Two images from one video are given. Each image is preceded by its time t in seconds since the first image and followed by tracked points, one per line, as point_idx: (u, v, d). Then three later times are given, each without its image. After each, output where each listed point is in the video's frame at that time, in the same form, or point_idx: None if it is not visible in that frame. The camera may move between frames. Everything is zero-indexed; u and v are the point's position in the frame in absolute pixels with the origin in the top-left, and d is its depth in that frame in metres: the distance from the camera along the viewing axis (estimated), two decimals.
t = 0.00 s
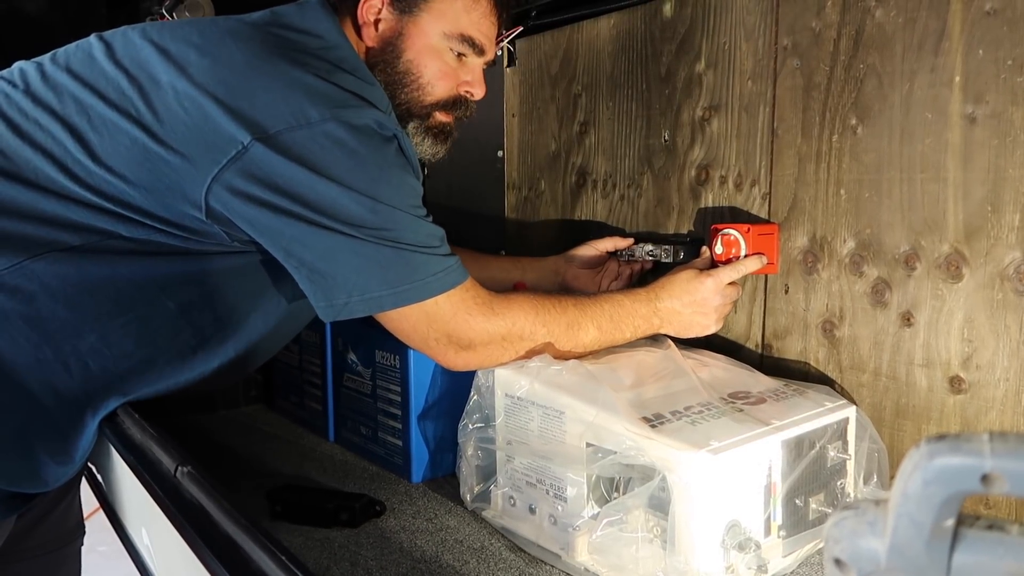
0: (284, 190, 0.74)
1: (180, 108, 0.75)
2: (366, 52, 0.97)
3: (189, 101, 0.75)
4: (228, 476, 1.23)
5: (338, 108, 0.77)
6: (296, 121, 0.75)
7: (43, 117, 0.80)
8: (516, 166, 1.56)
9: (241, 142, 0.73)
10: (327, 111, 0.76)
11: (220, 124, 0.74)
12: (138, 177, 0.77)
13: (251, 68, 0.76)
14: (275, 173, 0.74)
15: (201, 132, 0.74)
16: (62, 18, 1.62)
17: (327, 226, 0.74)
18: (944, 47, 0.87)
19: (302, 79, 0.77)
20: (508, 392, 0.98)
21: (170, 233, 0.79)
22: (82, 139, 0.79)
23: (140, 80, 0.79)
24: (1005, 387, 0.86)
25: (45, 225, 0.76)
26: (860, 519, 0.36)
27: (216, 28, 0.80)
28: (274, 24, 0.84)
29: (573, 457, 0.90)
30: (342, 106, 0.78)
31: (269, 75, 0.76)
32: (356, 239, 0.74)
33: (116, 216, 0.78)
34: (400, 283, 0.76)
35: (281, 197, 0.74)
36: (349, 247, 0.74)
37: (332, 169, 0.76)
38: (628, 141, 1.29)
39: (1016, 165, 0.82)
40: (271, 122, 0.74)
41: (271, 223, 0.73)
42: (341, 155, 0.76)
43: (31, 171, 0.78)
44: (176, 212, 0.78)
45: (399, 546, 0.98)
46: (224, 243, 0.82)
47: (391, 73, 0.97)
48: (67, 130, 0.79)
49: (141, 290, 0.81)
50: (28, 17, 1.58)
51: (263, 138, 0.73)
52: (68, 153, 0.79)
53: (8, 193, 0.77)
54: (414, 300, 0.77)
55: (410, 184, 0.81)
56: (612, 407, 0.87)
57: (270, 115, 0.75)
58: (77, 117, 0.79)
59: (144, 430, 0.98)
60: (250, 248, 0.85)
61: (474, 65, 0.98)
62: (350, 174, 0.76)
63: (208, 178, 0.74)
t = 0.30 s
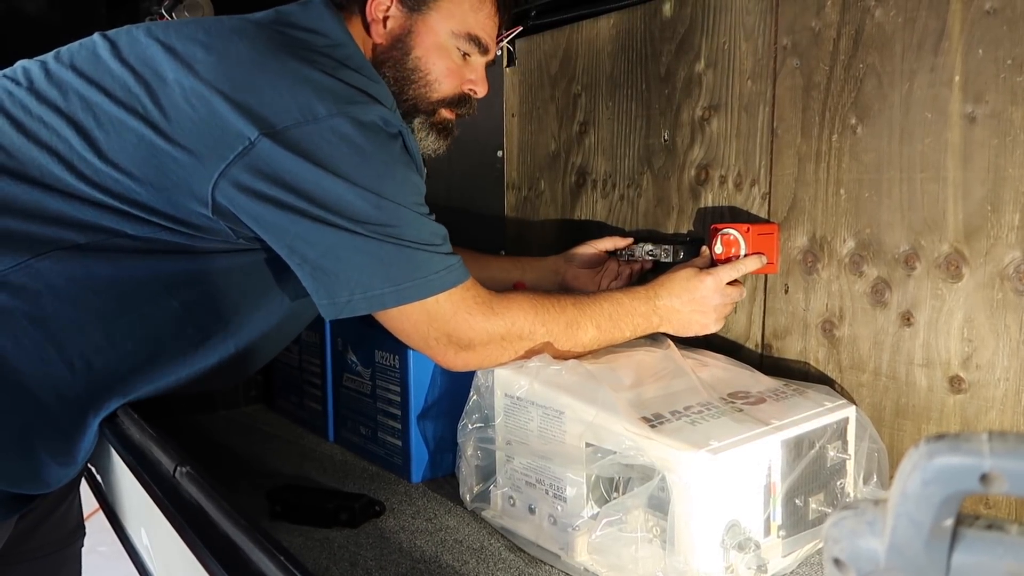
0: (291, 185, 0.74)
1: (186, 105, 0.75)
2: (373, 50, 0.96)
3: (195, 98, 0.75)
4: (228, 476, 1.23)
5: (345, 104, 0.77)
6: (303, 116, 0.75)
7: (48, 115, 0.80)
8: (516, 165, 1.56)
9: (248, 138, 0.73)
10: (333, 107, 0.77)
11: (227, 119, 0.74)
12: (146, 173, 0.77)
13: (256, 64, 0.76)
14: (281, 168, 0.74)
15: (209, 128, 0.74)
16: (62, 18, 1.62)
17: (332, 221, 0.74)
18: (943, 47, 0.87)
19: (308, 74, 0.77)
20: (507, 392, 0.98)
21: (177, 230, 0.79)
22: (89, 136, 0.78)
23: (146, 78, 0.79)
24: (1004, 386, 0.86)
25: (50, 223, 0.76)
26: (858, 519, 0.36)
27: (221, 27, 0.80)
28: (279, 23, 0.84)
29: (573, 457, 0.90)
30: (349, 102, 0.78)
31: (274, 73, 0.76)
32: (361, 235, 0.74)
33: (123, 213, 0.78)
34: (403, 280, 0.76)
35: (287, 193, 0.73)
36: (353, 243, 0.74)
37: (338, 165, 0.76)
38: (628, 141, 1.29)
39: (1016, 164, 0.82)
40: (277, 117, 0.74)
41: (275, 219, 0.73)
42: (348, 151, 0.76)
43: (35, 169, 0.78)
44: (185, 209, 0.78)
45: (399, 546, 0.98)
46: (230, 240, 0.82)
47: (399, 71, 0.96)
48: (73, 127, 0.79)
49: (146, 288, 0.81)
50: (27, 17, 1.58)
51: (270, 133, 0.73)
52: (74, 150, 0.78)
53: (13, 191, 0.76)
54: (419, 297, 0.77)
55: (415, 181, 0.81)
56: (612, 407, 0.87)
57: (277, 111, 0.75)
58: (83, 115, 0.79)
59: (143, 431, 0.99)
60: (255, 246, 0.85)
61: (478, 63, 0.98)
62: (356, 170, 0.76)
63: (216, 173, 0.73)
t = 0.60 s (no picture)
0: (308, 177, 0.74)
1: (205, 97, 0.75)
2: (404, 52, 0.93)
3: (214, 89, 0.75)
4: (229, 475, 1.23)
5: (363, 96, 0.78)
6: (322, 108, 0.75)
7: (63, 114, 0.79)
8: (518, 165, 1.56)
9: (268, 127, 0.73)
10: (351, 99, 0.77)
11: (247, 109, 0.74)
12: (167, 168, 0.76)
13: (273, 58, 0.77)
14: (298, 159, 0.73)
15: (229, 120, 0.74)
16: (63, 18, 1.62)
17: (346, 214, 0.74)
18: (946, 47, 0.87)
19: (326, 66, 0.78)
20: (509, 393, 0.98)
21: (197, 224, 0.79)
22: (106, 132, 0.78)
23: (163, 72, 0.78)
24: (1006, 387, 0.86)
25: (69, 223, 0.76)
26: (862, 519, 0.36)
27: (237, 22, 0.80)
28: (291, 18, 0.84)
29: (574, 457, 0.90)
30: (367, 94, 0.79)
31: (292, 66, 0.76)
32: (375, 229, 0.74)
33: (143, 210, 0.78)
34: (415, 275, 0.76)
35: (304, 184, 0.73)
36: (366, 237, 0.74)
37: (354, 157, 0.76)
38: (629, 141, 1.29)
39: (1018, 164, 0.82)
40: (295, 108, 0.74)
41: (290, 211, 0.73)
42: (364, 143, 0.76)
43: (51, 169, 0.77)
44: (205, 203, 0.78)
45: (400, 546, 0.98)
46: (247, 234, 0.82)
47: (431, 77, 0.95)
48: (91, 124, 0.78)
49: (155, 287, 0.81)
50: (28, 16, 1.58)
51: (289, 124, 0.73)
52: (92, 147, 0.78)
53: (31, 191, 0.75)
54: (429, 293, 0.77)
55: (429, 175, 0.81)
56: (613, 407, 0.87)
57: (296, 102, 0.75)
58: (99, 111, 0.78)
59: (145, 429, 0.95)
60: (268, 243, 0.85)
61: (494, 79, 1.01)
62: (373, 162, 0.76)
63: (235, 164, 0.73)
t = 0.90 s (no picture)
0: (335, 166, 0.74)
1: (239, 91, 0.76)
2: (433, 65, 0.94)
3: (249, 82, 0.76)
4: (229, 476, 1.24)
5: (390, 87, 0.80)
6: (353, 97, 0.77)
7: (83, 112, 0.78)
8: (516, 165, 1.56)
9: (300, 114, 0.73)
10: (377, 90, 0.78)
11: (282, 98, 0.75)
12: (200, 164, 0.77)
13: (299, 53, 0.78)
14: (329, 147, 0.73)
15: (264, 112, 0.75)
16: (62, 19, 1.62)
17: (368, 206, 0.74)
18: (942, 47, 0.87)
19: (354, 59, 0.80)
20: (507, 392, 0.98)
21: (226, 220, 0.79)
22: (136, 128, 0.77)
23: (194, 71, 0.79)
24: (1003, 386, 0.86)
25: (99, 226, 0.74)
26: (855, 519, 0.36)
27: (268, 24, 0.82)
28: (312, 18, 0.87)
29: (572, 457, 0.90)
30: (393, 86, 0.80)
31: (322, 59, 0.78)
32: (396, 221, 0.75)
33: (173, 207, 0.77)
34: (428, 273, 0.76)
35: (335, 171, 0.73)
36: (385, 231, 0.74)
37: (383, 146, 0.77)
38: (627, 141, 1.29)
39: (1015, 164, 0.82)
40: (324, 96, 0.76)
41: (320, 200, 0.73)
42: (392, 132, 0.77)
43: (76, 168, 0.76)
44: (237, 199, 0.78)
45: (398, 547, 0.98)
46: (274, 228, 0.82)
47: (458, 90, 0.96)
48: (121, 122, 0.77)
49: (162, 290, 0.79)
50: (27, 17, 1.58)
51: (320, 112, 0.74)
52: (119, 144, 0.77)
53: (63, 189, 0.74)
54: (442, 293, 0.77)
55: (447, 169, 0.83)
56: (611, 407, 0.87)
57: (328, 91, 0.76)
58: (129, 109, 0.78)
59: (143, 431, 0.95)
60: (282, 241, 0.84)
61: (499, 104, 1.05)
62: (396, 152, 0.77)
63: (269, 151, 0.74)
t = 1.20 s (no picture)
0: (372, 156, 0.73)
1: (286, 83, 0.78)
2: (457, 71, 0.95)
3: (298, 74, 0.78)
4: (229, 475, 1.24)
5: (429, 80, 0.80)
6: (397, 89, 0.78)
7: (128, 109, 0.79)
8: (516, 165, 1.56)
9: (343, 104, 0.74)
10: (418, 84, 0.79)
11: (331, 87, 0.76)
12: (246, 155, 0.77)
13: (344, 46, 0.80)
14: (369, 134, 0.73)
15: (310, 102, 0.76)
16: (62, 18, 1.62)
17: (400, 198, 0.74)
18: (942, 47, 0.87)
19: (398, 53, 0.81)
20: (507, 393, 0.98)
21: (251, 224, 0.77)
22: (184, 124, 0.78)
23: (237, 69, 0.80)
24: (1003, 386, 0.86)
25: (139, 226, 0.74)
26: (854, 519, 0.36)
27: (307, 24, 0.84)
28: (348, 18, 0.89)
29: (573, 457, 0.90)
30: (434, 81, 0.81)
31: (368, 52, 0.80)
32: (427, 216, 0.75)
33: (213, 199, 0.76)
34: (449, 273, 0.76)
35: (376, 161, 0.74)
36: (413, 227, 0.74)
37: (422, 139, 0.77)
38: (627, 141, 1.29)
39: (1015, 164, 0.82)
40: (366, 87, 0.76)
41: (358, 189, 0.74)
42: (430, 127, 0.78)
43: (123, 161, 0.75)
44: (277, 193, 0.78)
45: (398, 547, 0.98)
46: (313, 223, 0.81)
47: (481, 96, 0.97)
48: (170, 118, 0.78)
49: (175, 304, 0.77)
50: (27, 17, 1.58)
51: (362, 102, 0.75)
52: (168, 140, 0.77)
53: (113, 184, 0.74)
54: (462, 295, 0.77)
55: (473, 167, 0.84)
56: (611, 407, 0.87)
57: (373, 82, 0.77)
58: (175, 105, 0.79)
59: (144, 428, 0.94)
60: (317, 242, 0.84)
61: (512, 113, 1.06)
62: (432, 146, 0.78)
63: (313, 140, 0.75)
